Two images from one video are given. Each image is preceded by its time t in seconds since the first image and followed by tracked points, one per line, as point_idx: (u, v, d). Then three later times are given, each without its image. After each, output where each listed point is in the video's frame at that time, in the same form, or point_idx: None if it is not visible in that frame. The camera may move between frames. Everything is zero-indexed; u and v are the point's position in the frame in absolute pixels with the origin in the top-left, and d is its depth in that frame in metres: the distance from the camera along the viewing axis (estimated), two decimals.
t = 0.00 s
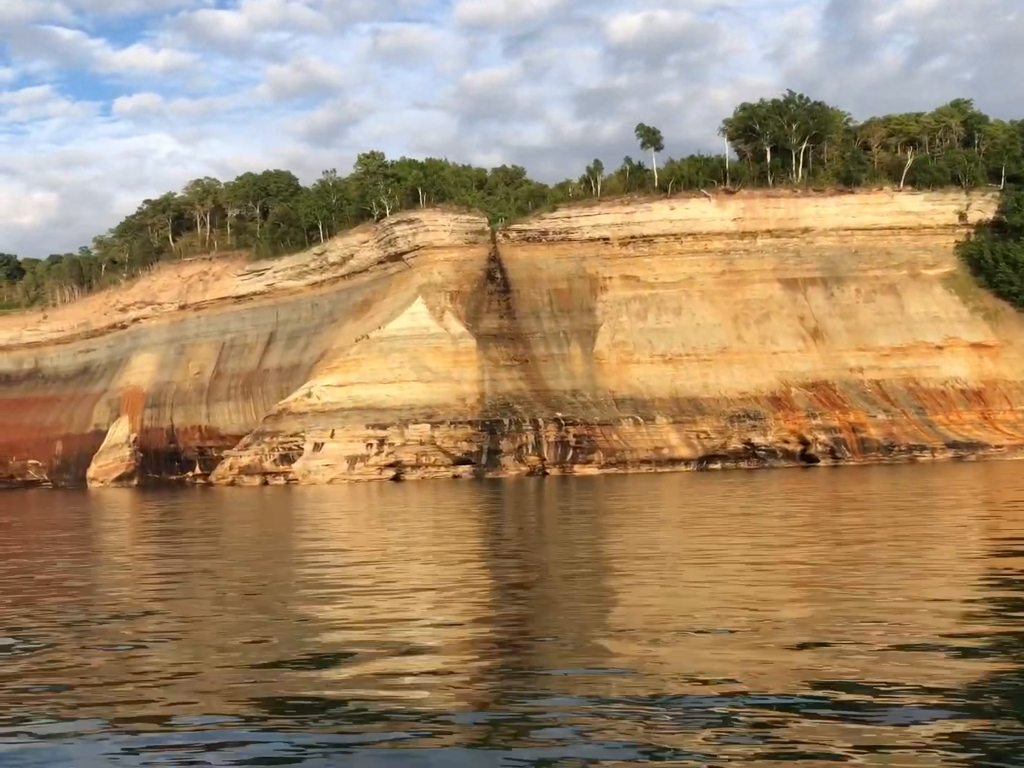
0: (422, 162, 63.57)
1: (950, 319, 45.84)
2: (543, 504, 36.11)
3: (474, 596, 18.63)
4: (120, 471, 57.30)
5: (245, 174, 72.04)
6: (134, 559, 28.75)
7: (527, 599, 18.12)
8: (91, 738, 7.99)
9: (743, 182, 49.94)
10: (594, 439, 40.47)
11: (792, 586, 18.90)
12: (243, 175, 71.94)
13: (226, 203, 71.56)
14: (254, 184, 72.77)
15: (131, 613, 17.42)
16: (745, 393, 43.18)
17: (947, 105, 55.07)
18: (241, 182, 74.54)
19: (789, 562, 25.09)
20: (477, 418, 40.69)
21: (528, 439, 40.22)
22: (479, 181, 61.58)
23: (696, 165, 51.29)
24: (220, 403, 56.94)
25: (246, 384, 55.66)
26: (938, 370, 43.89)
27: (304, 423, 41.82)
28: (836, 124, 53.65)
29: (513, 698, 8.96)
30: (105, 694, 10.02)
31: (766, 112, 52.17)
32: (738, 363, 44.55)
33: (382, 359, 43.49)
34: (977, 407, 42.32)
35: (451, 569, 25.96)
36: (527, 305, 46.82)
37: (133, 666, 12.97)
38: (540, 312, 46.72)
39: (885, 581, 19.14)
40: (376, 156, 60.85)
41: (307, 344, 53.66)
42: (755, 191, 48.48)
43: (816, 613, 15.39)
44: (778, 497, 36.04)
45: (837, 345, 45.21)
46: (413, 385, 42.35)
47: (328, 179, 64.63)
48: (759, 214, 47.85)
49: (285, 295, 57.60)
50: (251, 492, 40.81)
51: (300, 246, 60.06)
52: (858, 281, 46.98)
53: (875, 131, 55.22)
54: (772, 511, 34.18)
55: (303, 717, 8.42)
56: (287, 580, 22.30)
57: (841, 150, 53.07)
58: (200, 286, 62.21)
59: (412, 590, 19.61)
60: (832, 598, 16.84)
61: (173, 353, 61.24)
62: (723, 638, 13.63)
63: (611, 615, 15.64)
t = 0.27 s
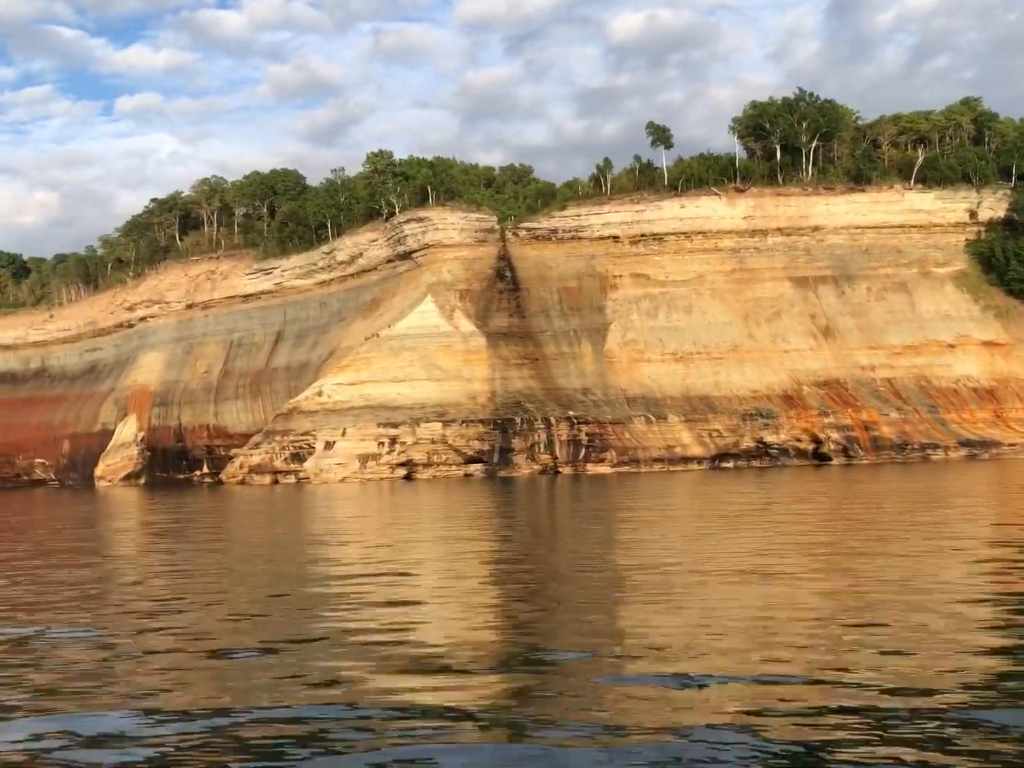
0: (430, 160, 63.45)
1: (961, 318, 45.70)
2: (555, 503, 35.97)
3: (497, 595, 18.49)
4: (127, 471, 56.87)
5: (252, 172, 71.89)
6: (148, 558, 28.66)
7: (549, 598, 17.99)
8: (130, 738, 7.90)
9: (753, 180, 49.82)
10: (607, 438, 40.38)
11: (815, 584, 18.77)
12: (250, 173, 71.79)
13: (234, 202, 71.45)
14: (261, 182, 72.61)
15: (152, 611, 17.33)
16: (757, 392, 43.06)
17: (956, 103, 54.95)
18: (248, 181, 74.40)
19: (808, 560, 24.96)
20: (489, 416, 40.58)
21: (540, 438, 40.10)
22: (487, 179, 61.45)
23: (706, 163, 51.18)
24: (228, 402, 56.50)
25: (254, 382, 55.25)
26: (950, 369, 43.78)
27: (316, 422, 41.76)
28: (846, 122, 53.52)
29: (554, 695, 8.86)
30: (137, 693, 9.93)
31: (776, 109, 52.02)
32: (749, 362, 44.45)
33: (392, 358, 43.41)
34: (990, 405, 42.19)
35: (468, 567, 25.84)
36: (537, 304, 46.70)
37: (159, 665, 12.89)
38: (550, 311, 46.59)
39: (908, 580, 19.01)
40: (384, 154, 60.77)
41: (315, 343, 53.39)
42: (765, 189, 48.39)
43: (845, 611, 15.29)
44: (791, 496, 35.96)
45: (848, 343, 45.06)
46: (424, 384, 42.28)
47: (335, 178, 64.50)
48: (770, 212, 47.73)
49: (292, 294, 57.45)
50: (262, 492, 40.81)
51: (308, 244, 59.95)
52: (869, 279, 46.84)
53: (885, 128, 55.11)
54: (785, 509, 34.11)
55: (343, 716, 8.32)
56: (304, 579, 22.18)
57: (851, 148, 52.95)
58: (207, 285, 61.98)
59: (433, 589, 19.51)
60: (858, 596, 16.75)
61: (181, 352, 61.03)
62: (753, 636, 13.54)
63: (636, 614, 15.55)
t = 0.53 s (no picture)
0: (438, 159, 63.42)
1: (973, 315, 45.55)
2: (568, 503, 35.87)
3: (517, 595, 18.41)
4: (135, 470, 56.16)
5: (260, 171, 71.81)
6: (161, 558, 28.52)
7: (571, 597, 17.90)
8: (167, 736, 7.82)
9: (763, 178, 49.72)
10: (619, 436, 40.30)
11: (837, 582, 18.64)
12: (258, 172, 71.71)
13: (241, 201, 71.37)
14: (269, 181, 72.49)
15: (171, 610, 17.25)
16: (769, 390, 42.94)
17: (966, 101, 54.86)
18: (256, 181, 74.34)
19: (827, 558, 24.84)
20: (501, 415, 40.51)
21: (552, 437, 40.03)
22: (496, 178, 61.36)
23: (716, 161, 51.09)
24: (236, 402, 55.80)
25: (262, 380, 54.61)
26: (962, 367, 43.66)
27: (327, 421, 41.68)
28: (857, 120, 53.48)
29: (593, 693, 8.68)
30: (166, 690, 9.84)
31: (787, 107, 52.07)
32: (760, 360, 44.34)
33: (403, 357, 43.34)
34: (1003, 403, 42.05)
35: (485, 567, 25.73)
36: (547, 302, 46.60)
37: (182, 663, 12.80)
38: (560, 309, 46.50)
39: (931, 578, 18.90)
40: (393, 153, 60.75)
41: (323, 342, 53.19)
42: (775, 187, 48.32)
43: (872, 609, 15.19)
44: (805, 495, 35.84)
45: (860, 341, 44.94)
46: (435, 383, 42.22)
47: (344, 177, 64.39)
48: (780, 210, 47.80)
49: (300, 293, 56.99)
50: (273, 491, 40.73)
51: (317, 243, 59.86)
52: (880, 277, 46.71)
53: (896, 126, 55.08)
54: (799, 508, 34.03)
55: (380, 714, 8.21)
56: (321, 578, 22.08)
57: (861, 146, 52.93)
58: (215, 284, 61.77)
59: (452, 588, 19.42)
60: (884, 595, 16.65)
61: (189, 351, 60.80)
62: (782, 634, 13.44)
63: (661, 612, 15.46)
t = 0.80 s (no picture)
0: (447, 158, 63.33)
1: (985, 314, 45.39)
2: (581, 502, 35.78)
3: (541, 594, 18.29)
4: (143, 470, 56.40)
5: (268, 170, 71.69)
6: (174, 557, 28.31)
7: (595, 596, 17.78)
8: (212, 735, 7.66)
9: (774, 177, 49.60)
10: (632, 435, 40.21)
11: (862, 582, 18.50)
12: (266, 171, 71.60)
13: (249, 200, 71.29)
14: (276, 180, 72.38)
15: (194, 609, 17.12)
16: (782, 389, 42.81)
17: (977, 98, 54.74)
18: (263, 180, 74.29)
19: (847, 557, 24.71)
20: (513, 415, 40.43)
21: (565, 436, 39.96)
22: (505, 177, 61.24)
23: (726, 159, 50.98)
24: (245, 400, 56.08)
25: (271, 380, 54.90)
26: (974, 365, 43.53)
27: (339, 420, 41.62)
28: (868, 119, 53.34)
29: (638, 692, 8.56)
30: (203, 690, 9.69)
31: (798, 105, 51.94)
32: (773, 359, 44.20)
33: (414, 356, 43.26)
34: (1016, 402, 41.92)
35: (503, 566, 25.57)
36: (558, 301, 46.47)
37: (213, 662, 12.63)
38: (571, 308, 46.39)
39: (958, 577, 18.73)
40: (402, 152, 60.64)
41: (332, 341, 53.10)
42: (786, 185, 48.11)
43: (905, 607, 15.04)
44: (818, 494, 35.73)
45: (872, 340, 44.82)
46: (446, 381, 42.14)
47: (352, 176, 64.32)
48: (791, 209, 47.61)
49: (310, 291, 57.13)
50: (285, 490, 40.66)
51: (326, 242, 59.77)
52: (892, 275, 46.55)
53: (907, 125, 54.93)
54: (813, 506, 33.93)
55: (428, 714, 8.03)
56: (342, 577, 21.98)
57: (872, 144, 52.78)
58: (223, 283, 61.55)
59: (475, 588, 19.30)
60: (913, 594, 16.50)
61: (197, 350, 60.70)
62: (817, 635, 13.28)
63: (690, 611, 15.31)
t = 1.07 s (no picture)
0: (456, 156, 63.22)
1: (998, 312, 45.18)
2: (594, 501, 35.65)
3: (564, 592, 18.18)
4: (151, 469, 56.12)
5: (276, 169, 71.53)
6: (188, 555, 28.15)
7: (619, 594, 17.67)
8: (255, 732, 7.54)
9: (785, 175, 49.44)
10: (645, 434, 40.11)
11: (887, 581, 18.36)
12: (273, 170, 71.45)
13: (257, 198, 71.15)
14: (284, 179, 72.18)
15: (214, 608, 17.01)
16: (795, 388, 42.66)
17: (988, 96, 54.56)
18: (270, 178, 74.12)
19: (867, 556, 24.57)
20: (525, 413, 40.33)
21: (578, 435, 39.88)
22: (514, 174, 61.08)
23: (737, 157, 50.87)
24: (252, 400, 55.36)
25: (278, 378, 54.68)
26: (987, 363, 43.37)
27: (351, 419, 41.55)
28: (879, 117, 53.18)
29: (682, 690, 8.41)
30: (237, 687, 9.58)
31: (809, 103, 51.81)
32: (785, 358, 44.04)
33: (425, 354, 43.15)
34: None
35: (519, 565, 25.42)
36: (568, 299, 46.32)
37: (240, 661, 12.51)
38: (582, 307, 46.26)
39: (983, 576, 18.59)
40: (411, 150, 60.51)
41: (342, 340, 52.95)
42: (798, 183, 47.89)
43: (935, 605, 14.90)
44: (832, 492, 35.56)
45: (884, 338, 44.68)
46: (458, 380, 42.05)
47: (360, 175, 64.13)
48: (802, 207, 47.41)
49: (319, 290, 56.87)
50: (297, 489, 40.57)
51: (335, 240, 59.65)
52: (903, 274, 46.38)
53: (918, 123, 54.76)
54: (828, 505, 33.77)
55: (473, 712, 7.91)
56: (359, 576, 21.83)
57: (883, 142, 52.62)
58: (231, 282, 61.27)
59: (497, 587, 19.18)
60: (941, 592, 16.36)
61: (205, 349, 60.52)
62: (848, 632, 13.19)
63: (717, 609, 15.21)
